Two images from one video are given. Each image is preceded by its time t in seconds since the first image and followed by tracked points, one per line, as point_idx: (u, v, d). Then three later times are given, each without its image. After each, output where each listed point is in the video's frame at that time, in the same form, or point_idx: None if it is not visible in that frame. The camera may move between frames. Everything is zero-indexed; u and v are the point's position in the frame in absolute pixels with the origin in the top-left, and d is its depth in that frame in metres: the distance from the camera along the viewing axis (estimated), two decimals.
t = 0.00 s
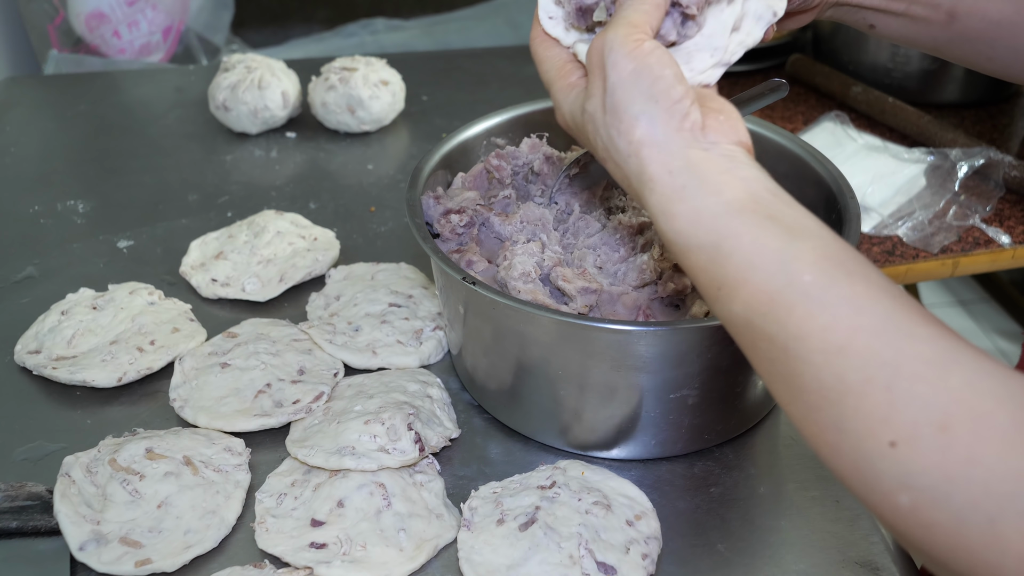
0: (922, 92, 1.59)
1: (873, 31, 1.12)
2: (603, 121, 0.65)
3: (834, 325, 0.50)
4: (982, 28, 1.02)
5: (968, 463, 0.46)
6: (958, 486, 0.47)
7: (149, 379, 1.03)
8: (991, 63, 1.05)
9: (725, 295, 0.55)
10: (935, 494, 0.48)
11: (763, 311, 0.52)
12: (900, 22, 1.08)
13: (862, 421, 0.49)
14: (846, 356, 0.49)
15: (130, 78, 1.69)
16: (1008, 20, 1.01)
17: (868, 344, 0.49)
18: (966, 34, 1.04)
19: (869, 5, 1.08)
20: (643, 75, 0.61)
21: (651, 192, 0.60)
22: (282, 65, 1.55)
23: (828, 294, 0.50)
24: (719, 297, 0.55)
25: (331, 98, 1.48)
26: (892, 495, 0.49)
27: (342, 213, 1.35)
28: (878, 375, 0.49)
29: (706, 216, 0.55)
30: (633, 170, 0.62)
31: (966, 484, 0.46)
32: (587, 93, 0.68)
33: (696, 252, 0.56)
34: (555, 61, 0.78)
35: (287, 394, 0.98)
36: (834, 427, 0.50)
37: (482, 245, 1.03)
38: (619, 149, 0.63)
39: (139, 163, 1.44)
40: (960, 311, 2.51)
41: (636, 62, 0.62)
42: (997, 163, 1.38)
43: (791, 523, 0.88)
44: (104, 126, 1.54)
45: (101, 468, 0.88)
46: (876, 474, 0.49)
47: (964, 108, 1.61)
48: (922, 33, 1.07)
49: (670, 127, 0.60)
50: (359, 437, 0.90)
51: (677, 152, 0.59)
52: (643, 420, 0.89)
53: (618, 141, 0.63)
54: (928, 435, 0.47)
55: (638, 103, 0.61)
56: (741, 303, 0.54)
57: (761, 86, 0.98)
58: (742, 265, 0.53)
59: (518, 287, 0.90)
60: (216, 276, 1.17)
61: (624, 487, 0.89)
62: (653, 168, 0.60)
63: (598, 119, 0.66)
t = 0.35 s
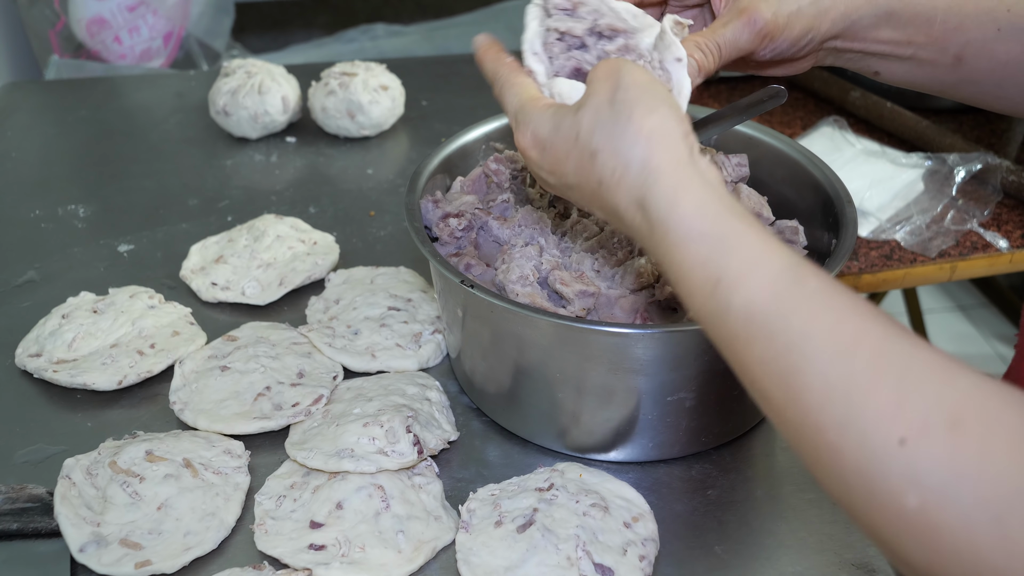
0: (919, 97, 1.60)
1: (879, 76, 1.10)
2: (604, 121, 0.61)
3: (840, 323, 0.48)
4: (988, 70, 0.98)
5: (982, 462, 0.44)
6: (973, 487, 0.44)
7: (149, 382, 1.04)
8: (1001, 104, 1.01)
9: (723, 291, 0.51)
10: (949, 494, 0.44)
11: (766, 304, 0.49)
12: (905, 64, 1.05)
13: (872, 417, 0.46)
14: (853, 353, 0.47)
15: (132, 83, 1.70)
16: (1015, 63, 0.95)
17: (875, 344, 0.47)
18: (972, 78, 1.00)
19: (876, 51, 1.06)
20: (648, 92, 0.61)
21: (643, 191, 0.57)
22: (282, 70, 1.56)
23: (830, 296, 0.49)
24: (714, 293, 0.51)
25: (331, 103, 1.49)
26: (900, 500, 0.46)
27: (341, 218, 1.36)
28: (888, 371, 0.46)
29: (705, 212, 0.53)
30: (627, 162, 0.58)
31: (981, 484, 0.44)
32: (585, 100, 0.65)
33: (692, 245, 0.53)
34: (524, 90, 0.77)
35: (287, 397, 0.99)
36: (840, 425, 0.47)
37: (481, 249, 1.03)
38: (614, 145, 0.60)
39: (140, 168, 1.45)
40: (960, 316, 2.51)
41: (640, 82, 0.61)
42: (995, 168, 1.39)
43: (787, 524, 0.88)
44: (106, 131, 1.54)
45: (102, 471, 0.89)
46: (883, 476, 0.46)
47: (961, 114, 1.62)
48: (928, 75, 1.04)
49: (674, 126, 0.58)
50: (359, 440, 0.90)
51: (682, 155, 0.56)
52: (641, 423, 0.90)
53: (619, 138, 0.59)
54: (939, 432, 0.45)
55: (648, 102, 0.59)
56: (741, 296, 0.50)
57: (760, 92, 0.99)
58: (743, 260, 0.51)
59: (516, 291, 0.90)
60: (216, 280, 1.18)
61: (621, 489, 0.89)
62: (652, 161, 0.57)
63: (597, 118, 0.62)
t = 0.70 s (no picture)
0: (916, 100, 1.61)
1: (859, 76, 1.12)
2: (574, 151, 0.66)
3: (821, 333, 0.50)
4: (967, 68, 1.00)
5: (958, 462, 0.46)
6: (949, 485, 0.46)
7: (146, 381, 1.04)
8: (984, 103, 1.03)
9: (708, 309, 0.54)
10: (926, 492, 0.47)
11: (747, 322, 0.52)
12: (887, 65, 1.07)
13: (851, 424, 0.49)
14: (834, 364, 0.49)
15: (130, 83, 1.70)
16: (995, 62, 0.97)
17: (854, 351, 0.49)
18: (952, 77, 1.02)
19: (854, 50, 1.08)
20: (605, 113, 0.65)
21: (631, 213, 0.60)
22: (280, 71, 1.57)
23: (811, 305, 0.51)
24: (702, 311, 0.54)
25: (329, 104, 1.50)
26: (882, 499, 0.48)
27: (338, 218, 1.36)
28: (866, 380, 0.49)
29: (688, 231, 0.55)
30: (610, 189, 0.62)
31: (956, 482, 0.46)
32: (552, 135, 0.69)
33: (678, 264, 0.55)
34: (512, 129, 0.81)
35: (284, 396, 0.99)
36: (821, 431, 0.50)
37: (477, 249, 1.03)
38: (596, 173, 0.63)
39: (137, 167, 1.45)
40: (957, 319, 2.52)
41: (596, 104, 0.66)
42: (990, 170, 1.39)
43: (783, 524, 0.89)
44: (104, 131, 1.55)
45: (98, 469, 0.89)
46: (863, 477, 0.49)
47: (958, 117, 1.62)
48: (910, 76, 1.06)
49: (639, 148, 0.61)
50: (355, 438, 0.91)
51: (651, 175, 0.60)
52: (636, 422, 0.90)
53: (593, 166, 0.63)
54: (917, 435, 0.47)
55: (612, 125, 0.63)
56: (725, 316, 0.53)
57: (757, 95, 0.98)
58: (726, 279, 0.53)
59: (512, 291, 0.91)
60: (214, 280, 1.18)
61: (617, 488, 0.90)
62: (633, 185, 0.60)
63: (565, 151, 0.67)
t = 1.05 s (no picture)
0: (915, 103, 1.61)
1: (832, 84, 1.10)
2: (549, 150, 0.63)
3: (775, 330, 0.48)
4: (936, 69, 0.98)
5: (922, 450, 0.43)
6: (913, 472, 0.43)
7: (146, 379, 1.04)
8: (950, 103, 1.01)
9: (662, 306, 0.51)
10: (890, 481, 0.43)
11: (702, 316, 0.49)
12: (854, 70, 1.05)
13: (811, 415, 0.45)
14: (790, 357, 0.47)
15: (130, 81, 1.70)
16: (960, 61, 0.95)
17: (812, 347, 0.47)
18: (921, 78, 1.00)
19: (821, 59, 1.06)
20: (591, 126, 0.63)
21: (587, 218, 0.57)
22: (280, 70, 1.57)
23: (767, 306, 0.49)
24: (653, 311, 0.51)
25: (329, 103, 1.50)
26: (843, 491, 0.44)
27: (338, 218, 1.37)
28: (825, 371, 0.46)
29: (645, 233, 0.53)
30: (570, 199, 0.59)
31: (921, 470, 0.42)
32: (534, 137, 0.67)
33: (630, 263, 0.53)
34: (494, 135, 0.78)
35: (283, 394, 0.99)
36: (779, 424, 0.46)
37: (477, 248, 1.04)
38: (560, 176, 0.61)
39: (138, 166, 1.45)
40: (955, 321, 2.52)
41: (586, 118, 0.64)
42: (989, 172, 1.40)
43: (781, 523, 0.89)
44: (104, 129, 1.55)
45: (98, 466, 0.89)
46: (822, 468, 0.45)
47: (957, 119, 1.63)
48: (878, 80, 1.04)
49: (611, 156, 0.60)
50: (354, 436, 0.91)
51: (618, 184, 0.58)
52: (635, 422, 0.90)
53: (563, 170, 0.61)
54: (878, 424, 0.44)
55: (588, 137, 0.61)
56: (679, 310, 0.50)
57: (758, 96, 0.98)
58: (681, 276, 0.51)
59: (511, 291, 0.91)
60: (214, 278, 1.18)
61: (615, 487, 0.90)
62: (595, 190, 0.58)
63: (543, 152, 0.64)
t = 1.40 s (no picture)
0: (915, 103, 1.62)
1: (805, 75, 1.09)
2: (561, 104, 0.63)
3: (767, 306, 0.47)
4: (914, 64, 0.99)
5: (916, 436, 0.41)
6: (906, 459, 0.41)
7: (146, 375, 1.04)
8: (925, 91, 1.03)
9: (649, 271, 0.49)
10: (882, 466, 0.41)
11: (693, 284, 0.48)
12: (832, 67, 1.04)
13: (803, 389, 0.43)
14: (784, 330, 0.45)
15: (131, 79, 1.70)
16: (939, 55, 0.97)
17: (806, 326, 0.46)
18: (898, 74, 1.01)
19: (801, 59, 1.03)
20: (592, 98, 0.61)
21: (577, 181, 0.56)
22: (281, 68, 1.57)
23: (756, 288, 0.48)
24: (642, 275, 0.50)
25: (329, 101, 1.50)
26: (832, 473, 0.42)
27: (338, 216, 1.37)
28: (820, 349, 0.44)
29: (637, 204, 0.52)
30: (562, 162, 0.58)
31: (915, 455, 0.41)
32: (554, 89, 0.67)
33: (618, 233, 0.51)
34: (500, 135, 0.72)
35: (283, 391, 1.00)
36: (769, 398, 0.44)
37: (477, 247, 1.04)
38: (567, 133, 0.59)
39: (138, 163, 1.45)
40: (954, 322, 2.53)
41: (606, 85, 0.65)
42: (989, 173, 1.40)
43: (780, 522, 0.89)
44: (104, 126, 1.55)
45: (98, 462, 0.89)
46: (811, 446, 0.43)
47: (957, 120, 1.63)
48: (855, 76, 1.04)
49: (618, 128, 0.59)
50: (354, 434, 0.91)
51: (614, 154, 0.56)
52: (634, 420, 0.90)
53: (572, 128, 0.60)
54: (874, 405, 0.42)
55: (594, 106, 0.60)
56: (670, 276, 0.49)
57: (758, 95, 0.99)
58: (674, 247, 0.50)
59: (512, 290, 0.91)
60: (214, 275, 1.18)
61: (614, 485, 0.90)
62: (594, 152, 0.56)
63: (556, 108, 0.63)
